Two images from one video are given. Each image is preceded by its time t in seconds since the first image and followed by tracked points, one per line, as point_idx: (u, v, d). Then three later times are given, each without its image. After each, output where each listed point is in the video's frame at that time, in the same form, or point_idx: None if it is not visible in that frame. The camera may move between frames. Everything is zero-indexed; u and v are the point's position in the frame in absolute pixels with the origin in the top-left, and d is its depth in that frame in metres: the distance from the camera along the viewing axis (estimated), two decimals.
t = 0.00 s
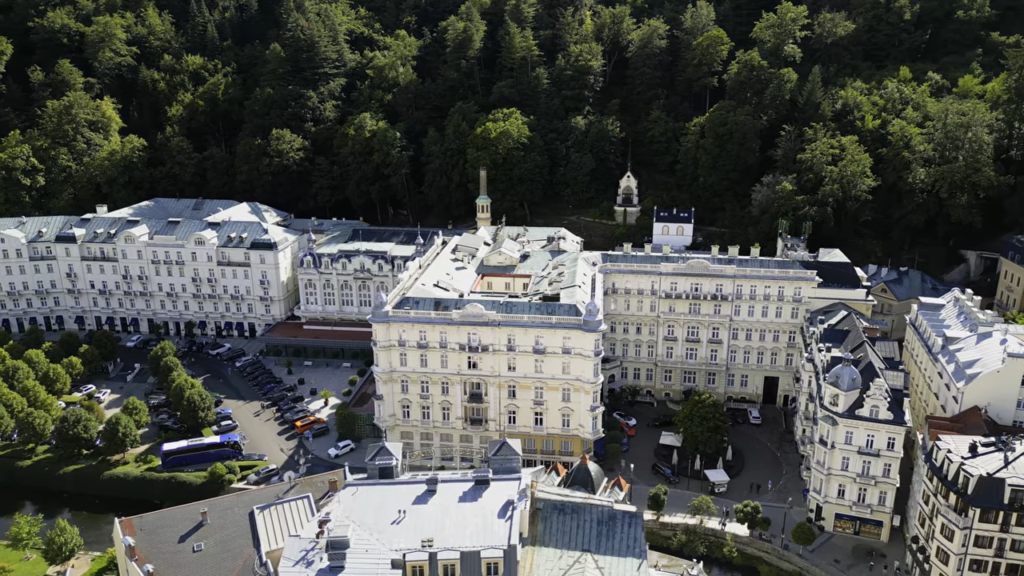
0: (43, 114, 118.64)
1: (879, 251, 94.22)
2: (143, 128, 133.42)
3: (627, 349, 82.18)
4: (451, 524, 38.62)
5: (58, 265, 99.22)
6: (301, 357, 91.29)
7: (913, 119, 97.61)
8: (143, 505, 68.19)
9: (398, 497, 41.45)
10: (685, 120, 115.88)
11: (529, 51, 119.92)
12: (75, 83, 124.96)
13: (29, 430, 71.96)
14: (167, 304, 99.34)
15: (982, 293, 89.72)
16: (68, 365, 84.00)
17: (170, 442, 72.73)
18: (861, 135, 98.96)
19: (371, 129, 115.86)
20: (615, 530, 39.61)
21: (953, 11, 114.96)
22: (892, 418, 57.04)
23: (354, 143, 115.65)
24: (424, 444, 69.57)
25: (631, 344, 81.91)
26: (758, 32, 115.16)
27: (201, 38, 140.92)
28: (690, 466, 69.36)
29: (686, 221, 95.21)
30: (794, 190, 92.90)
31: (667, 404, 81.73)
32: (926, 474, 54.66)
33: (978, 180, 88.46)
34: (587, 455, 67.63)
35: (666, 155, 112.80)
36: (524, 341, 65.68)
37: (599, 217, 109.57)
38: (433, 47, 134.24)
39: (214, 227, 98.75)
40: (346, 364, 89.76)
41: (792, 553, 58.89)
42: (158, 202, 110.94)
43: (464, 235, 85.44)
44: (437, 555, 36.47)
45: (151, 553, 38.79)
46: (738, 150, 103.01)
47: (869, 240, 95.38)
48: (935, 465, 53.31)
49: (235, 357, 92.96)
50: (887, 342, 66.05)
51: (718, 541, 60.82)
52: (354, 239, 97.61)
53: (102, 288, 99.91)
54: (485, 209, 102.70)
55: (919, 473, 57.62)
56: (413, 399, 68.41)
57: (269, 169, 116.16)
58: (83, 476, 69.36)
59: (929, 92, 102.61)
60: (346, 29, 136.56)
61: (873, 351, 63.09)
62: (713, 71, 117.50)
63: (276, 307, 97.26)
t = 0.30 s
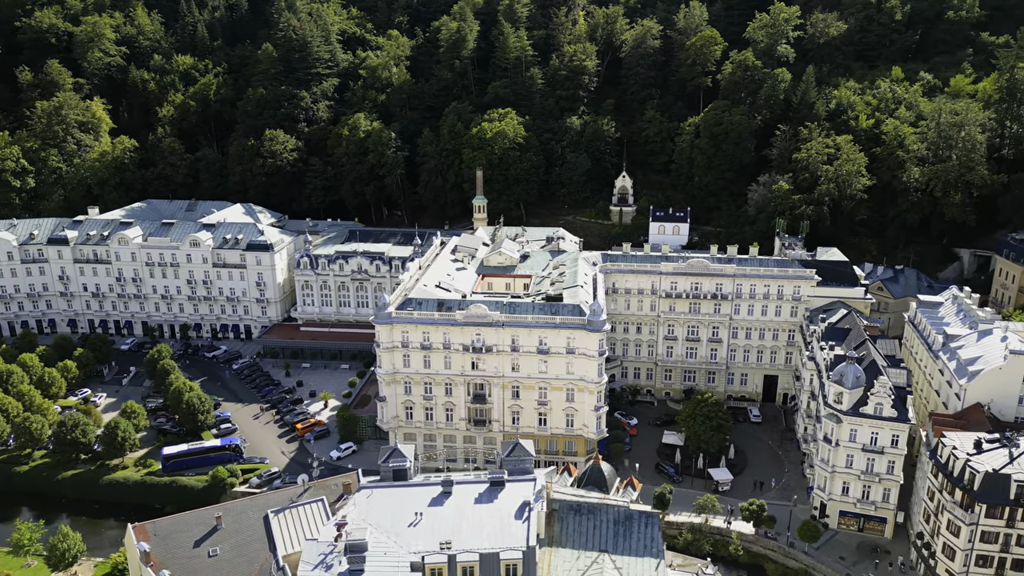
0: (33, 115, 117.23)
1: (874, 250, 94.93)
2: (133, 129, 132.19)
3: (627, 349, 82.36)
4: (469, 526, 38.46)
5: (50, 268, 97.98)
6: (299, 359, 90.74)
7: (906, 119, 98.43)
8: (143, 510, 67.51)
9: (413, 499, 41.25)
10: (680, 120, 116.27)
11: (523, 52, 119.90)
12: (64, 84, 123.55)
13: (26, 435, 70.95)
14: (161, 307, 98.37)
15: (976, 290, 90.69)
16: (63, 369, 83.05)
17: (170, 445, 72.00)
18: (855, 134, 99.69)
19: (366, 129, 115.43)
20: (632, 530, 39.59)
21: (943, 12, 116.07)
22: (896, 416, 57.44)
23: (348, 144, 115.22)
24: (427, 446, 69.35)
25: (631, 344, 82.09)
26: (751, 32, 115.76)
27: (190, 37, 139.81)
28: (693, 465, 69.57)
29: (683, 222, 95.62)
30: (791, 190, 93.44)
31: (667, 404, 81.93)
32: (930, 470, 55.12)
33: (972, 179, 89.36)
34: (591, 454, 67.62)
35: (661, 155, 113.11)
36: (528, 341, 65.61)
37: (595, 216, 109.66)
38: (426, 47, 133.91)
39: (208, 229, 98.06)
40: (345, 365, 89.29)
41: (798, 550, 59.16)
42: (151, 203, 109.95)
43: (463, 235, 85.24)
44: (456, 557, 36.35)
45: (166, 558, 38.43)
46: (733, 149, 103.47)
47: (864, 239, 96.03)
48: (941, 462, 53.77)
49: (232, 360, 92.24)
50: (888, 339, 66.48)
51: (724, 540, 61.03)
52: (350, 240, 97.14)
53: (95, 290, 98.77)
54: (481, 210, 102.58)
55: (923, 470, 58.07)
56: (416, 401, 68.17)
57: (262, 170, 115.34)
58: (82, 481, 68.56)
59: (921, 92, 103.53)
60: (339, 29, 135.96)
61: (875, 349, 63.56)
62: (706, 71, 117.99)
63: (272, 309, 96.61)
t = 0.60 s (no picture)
0: (23, 116, 115.90)
1: (870, 248, 95.63)
2: (125, 129, 131.07)
3: (628, 348, 82.55)
4: (487, 527, 38.40)
5: (43, 270, 96.93)
6: (298, 361, 90.30)
7: (900, 118, 99.23)
8: (145, 514, 66.91)
9: (428, 500, 41.12)
10: (675, 120, 116.70)
11: (518, 51, 119.87)
12: (54, 84, 122.27)
13: (24, 439, 70.15)
14: (157, 309, 97.51)
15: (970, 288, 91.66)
16: (59, 372, 82.13)
17: (171, 448, 71.43)
18: (850, 134, 100.43)
19: (361, 129, 115.05)
20: (649, 529, 39.59)
21: (934, 12, 117.11)
22: (901, 413, 57.86)
23: (343, 144, 114.79)
24: (431, 446, 69.18)
25: (632, 343, 82.30)
26: (746, 32, 116.31)
27: (181, 37, 138.81)
28: (696, 464, 69.78)
29: (679, 219, 95.45)
30: (788, 189, 93.94)
31: (668, 403, 82.20)
32: (936, 466, 55.63)
33: (966, 178, 90.25)
34: (595, 454, 67.66)
35: (656, 155, 113.43)
36: (533, 341, 65.62)
37: (591, 216, 109.82)
38: (419, 47, 133.61)
39: (204, 230, 97.34)
40: (344, 367, 88.92)
41: (804, 547, 59.44)
42: (144, 204, 109.07)
43: (463, 235, 85.11)
44: (476, 558, 36.31)
45: (183, 563, 38.12)
46: (729, 149, 103.92)
47: (860, 237, 96.60)
48: (946, 458, 54.26)
49: (229, 362, 91.59)
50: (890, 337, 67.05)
51: (730, 538, 61.25)
52: (348, 241, 96.73)
53: (89, 293, 97.76)
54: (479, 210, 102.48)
55: (927, 466, 58.57)
56: (420, 401, 68.02)
57: (256, 171, 114.63)
58: (83, 485, 67.89)
59: (914, 92, 104.43)
60: (332, 29, 135.38)
61: (877, 347, 64.12)
62: (701, 70, 118.47)
63: (269, 310, 96.04)
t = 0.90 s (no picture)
0: (14, 116, 114.50)
1: (867, 246, 96.28)
2: (116, 129, 129.92)
3: (630, 347, 82.61)
4: (506, 527, 38.33)
5: (37, 273, 95.90)
6: (297, 362, 89.87)
7: (895, 117, 99.97)
8: (148, 517, 66.26)
9: (445, 501, 40.98)
10: (670, 119, 117.05)
11: (514, 51, 119.75)
12: (45, 84, 120.97)
13: (24, 444, 69.35)
14: (153, 311, 96.68)
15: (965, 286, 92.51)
16: (56, 376, 81.27)
17: (173, 451, 70.84)
18: (846, 133, 101.04)
19: (357, 129, 114.63)
20: (667, 528, 39.55)
21: (926, 12, 118.04)
22: (906, 410, 58.29)
23: (339, 144, 114.35)
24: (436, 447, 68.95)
25: (634, 342, 82.39)
26: (740, 32, 116.78)
27: (173, 36, 137.76)
28: (700, 463, 69.94)
29: (677, 218, 95.50)
30: (786, 188, 94.41)
31: (670, 401, 82.37)
32: (941, 463, 56.12)
33: (962, 176, 91.04)
34: (600, 453, 67.70)
35: (653, 155, 113.63)
36: (538, 341, 65.58)
37: (589, 215, 109.96)
38: (414, 46, 133.22)
39: (200, 230, 96.55)
40: (343, 368, 88.42)
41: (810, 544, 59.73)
42: (138, 205, 108.10)
43: (463, 235, 84.96)
44: (497, 559, 36.24)
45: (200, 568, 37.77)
46: (726, 148, 104.32)
47: (857, 237, 95.82)
48: (952, 455, 54.73)
49: (227, 363, 90.96)
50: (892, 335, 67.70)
51: (736, 536, 61.45)
52: (345, 242, 96.30)
53: (84, 295, 96.75)
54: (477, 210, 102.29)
55: (931, 463, 59.00)
56: (425, 402, 67.84)
57: (252, 171, 113.96)
58: (84, 489, 67.19)
59: (908, 91, 105.27)
60: (325, 29, 134.74)
61: (880, 344, 64.63)
62: (696, 70, 118.86)
63: (267, 312, 95.41)
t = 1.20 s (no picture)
0: (6, 117, 113.22)
1: (864, 245, 96.90)
2: (109, 130, 128.84)
3: (632, 346, 82.70)
4: (525, 528, 38.26)
5: (32, 275, 94.90)
6: (297, 363, 89.47)
7: (891, 117, 100.67)
8: (151, 521, 65.63)
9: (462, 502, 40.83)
10: (667, 119, 117.38)
11: (510, 51, 119.75)
12: (37, 84, 119.76)
13: (24, 448, 68.61)
14: (150, 313, 95.93)
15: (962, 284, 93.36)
16: (54, 379, 80.43)
17: (175, 454, 70.22)
18: (842, 132, 101.60)
19: (353, 129, 114.22)
20: (685, 528, 39.56)
21: (919, 12, 118.92)
22: (911, 408, 58.73)
23: (336, 144, 113.93)
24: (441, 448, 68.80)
25: (636, 341, 82.51)
26: (736, 32, 117.23)
27: (165, 36, 136.79)
28: (705, 461, 70.14)
29: (675, 217, 95.62)
30: (784, 187, 94.86)
31: (672, 400, 82.58)
32: (947, 459, 56.58)
33: (958, 175, 91.75)
34: (605, 453, 67.79)
35: (649, 154, 113.85)
36: (544, 341, 65.57)
37: (586, 215, 110.13)
38: (409, 46, 132.84)
39: (198, 232, 95.84)
40: (344, 369, 87.98)
41: (817, 542, 60.00)
42: (133, 206, 107.19)
43: (465, 235, 84.81)
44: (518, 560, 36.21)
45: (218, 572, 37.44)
46: (723, 148, 104.70)
47: (855, 235, 97.26)
48: (958, 451, 55.18)
49: (227, 365, 90.41)
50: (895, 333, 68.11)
51: (743, 534, 61.61)
52: (344, 242, 95.91)
53: (80, 297, 95.81)
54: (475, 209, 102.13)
55: (936, 460, 59.42)
56: (430, 402, 67.62)
57: (248, 172, 113.28)
58: (86, 493, 66.50)
59: (903, 91, 106.07)
60: (320, 28, 134.17)
61: (883, 342, 65.04)
62: (692, 70, 119.23)
63: (266, 313, 94.84)
